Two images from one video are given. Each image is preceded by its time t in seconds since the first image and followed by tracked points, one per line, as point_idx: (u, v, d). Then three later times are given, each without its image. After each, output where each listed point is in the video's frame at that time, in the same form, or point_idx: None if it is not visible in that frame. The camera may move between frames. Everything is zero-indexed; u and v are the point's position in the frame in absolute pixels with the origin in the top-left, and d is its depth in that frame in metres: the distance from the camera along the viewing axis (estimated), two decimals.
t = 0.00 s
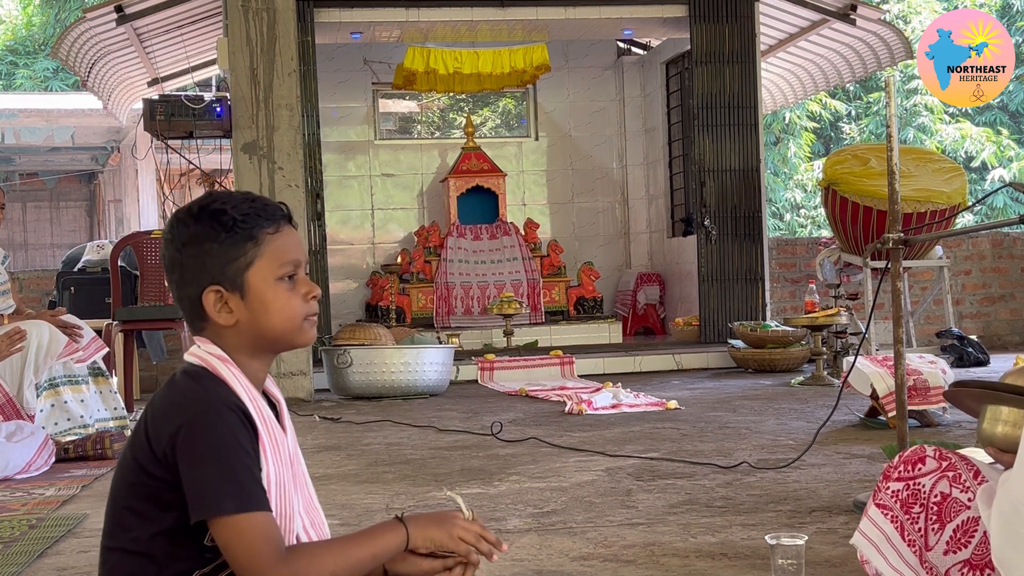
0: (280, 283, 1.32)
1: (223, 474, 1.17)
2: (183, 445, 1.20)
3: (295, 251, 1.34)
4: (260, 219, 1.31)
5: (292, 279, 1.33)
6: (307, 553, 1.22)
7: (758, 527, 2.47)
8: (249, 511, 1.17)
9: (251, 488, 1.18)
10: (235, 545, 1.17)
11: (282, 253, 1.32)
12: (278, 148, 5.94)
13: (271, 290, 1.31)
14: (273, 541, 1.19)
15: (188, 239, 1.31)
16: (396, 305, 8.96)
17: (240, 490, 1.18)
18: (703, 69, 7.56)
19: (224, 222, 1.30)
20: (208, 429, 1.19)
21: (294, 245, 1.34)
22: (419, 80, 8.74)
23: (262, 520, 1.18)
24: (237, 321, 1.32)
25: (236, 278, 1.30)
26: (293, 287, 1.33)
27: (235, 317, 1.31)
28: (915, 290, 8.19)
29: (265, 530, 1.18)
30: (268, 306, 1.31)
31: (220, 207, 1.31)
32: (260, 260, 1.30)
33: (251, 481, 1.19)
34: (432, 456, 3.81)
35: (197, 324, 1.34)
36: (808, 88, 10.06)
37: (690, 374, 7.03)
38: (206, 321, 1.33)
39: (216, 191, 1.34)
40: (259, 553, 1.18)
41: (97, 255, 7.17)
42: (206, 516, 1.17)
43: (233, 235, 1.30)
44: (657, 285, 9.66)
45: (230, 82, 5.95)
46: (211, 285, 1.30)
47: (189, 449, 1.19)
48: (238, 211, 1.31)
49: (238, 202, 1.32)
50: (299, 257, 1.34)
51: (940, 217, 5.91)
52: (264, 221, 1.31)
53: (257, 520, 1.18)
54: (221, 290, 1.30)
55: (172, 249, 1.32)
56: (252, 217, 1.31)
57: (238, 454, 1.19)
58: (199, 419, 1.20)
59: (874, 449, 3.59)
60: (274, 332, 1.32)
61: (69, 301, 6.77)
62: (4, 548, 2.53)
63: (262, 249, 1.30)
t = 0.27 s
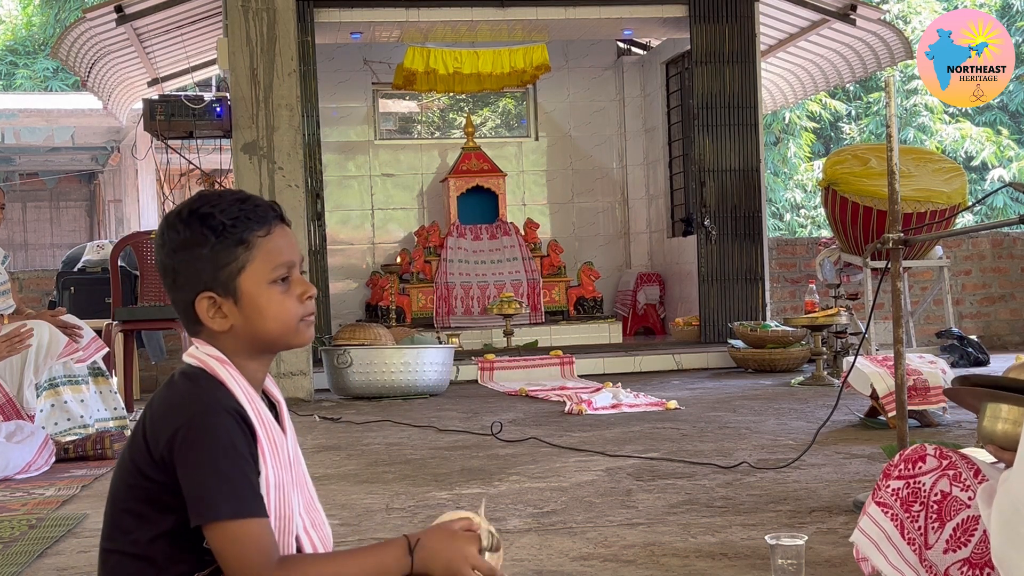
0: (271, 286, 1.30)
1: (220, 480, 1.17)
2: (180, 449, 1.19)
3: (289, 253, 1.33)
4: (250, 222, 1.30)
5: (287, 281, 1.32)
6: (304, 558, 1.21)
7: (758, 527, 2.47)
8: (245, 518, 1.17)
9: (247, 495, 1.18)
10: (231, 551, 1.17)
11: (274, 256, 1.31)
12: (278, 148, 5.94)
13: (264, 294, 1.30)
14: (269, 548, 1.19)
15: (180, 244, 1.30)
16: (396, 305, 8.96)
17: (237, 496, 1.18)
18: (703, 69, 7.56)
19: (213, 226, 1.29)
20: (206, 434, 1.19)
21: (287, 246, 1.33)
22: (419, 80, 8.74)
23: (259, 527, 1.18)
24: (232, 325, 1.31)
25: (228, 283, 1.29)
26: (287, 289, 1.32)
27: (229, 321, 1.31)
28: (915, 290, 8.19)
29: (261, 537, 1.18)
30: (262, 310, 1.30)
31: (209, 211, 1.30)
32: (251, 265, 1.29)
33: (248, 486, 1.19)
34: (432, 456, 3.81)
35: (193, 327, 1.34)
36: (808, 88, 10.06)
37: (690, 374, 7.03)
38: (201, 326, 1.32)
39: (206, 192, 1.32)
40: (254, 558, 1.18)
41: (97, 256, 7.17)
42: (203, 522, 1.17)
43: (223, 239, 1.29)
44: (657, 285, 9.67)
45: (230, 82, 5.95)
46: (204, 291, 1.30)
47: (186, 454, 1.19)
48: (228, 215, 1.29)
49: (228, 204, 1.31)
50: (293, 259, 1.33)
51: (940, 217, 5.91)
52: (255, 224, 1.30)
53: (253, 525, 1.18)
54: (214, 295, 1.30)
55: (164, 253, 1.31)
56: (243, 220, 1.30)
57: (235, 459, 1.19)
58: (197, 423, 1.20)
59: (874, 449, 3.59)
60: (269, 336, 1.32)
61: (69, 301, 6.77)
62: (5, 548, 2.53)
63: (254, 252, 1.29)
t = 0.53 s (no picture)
0: (265, 291, 1.30)
1: (210, 494, 1.17)
2: (172, 460, 1.19)
3: (282, 256, 1.32)
4: (241, 226, 1.29)
5: (281, 285, 1.32)
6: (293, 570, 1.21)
7: (758, 527, 2.47)
8: (235, 532, 1.18)
9: (238, 508, 1.19)
10: (221, 564, 1.18)
11: (267, 260, 1.30)
12: (278, 148, 5.94)
13: (258, 299, 1.29)
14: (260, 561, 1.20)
15: (170, 248, 1.29)
16: (396, 305, 8.96)
17: (227, 510, 1.18)
18: (703, 68, 7.56)
19: (203, 232, 1.28)
20: (198, 446, 1.19)
21: (281, 249, 1.32)
22: (419, 80, 8.74)
23: (250, 540, 1.19)
24: (225, 331, 1.31)
25: (220, 289, 1.29)
26: (282, 293, 1.31)
27: (223, 327, 1.31)
28: (915, 290, 8.19)
29: (252, 550, 1.19)
30: (256, 315, 1.30)
31: (199, 216, 1.29)
32: (244, 270, 1.28)
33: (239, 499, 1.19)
34: (432, 456, 3.81)
35: (189, 331, 1.34)
36: (808, 88, 10.06)
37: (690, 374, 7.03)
38: (196, 331, 1.32)
39: (197, 195, 1.31)
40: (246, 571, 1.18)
41: (97, 256, 7.17)
42: (193, 534, 1.17)
43: (214, 245, 1.28)
44: (656, 285, 9.67)
45: (230, 82, 5.95)
46: (196, 297, 1.30)
47: (177, 465, 1.19)
48: (217, 221, 1.28)
49: (218, 209, 1.30)
50: (287, 262, 1.32)
51: (940, 217, 5.91)
52: (246, 229, 1.29)
53: (245, 538, 1.18)
54: (207, 301, 1.29)
55: (156, 257, 1.31)
56: (233, 225, 1.29)
57: (227, 473, 1.19)
58: (190, 435, 1.19)
59: (874, 449, 3.59)
60: (264, 340, 1.31)
61: (69, 301, 6.77)
62: (4, 548, 2.53)
63: (246, 257, 1.28)
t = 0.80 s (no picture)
0: (252, 311, 1.29)
1: (198, 506, 1.18)
2: (160, 471, 1.20)
3: (273, 275, 1.30)
4: (231, 246, 1.27)
5: (270, 304, 1.31)
6: None
7: (758, 527, 2.47)
8: (222, 544, 1.19)
9: (227, 520, 1.20)
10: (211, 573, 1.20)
11: (257, 279, 1.29)
12: (278, 148, 5.94)
13: (245, 319, 1.29)
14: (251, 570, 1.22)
15: (159, 261, 1.28)
16: (396, 305, 8.96)
17: (216, 523, 1.19)
18: (703, 69, 7.56)
19: (193, 247, 1.26)
20: (185, 458, 1.19)
21: (273, 267, 1.30)
22: (419, 80, 8.73)
23: (237, 551, 1.20)
24: (212, 345, 1.31)
25: (207, 308, 1.28)
26: (271, 312, 1.31)
27: (209, 343, 1.31)
28: (915, 290, 8.19)
29: (240, 561, 1.21)
30: (243, 333, 1.30)
31: (189, 231, 1.26)
32: (232, 291, 1.28)
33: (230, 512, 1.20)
34: (432, 456, 3.81)
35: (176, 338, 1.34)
36: (808, 88, 10.06)
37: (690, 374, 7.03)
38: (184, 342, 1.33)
39: (189, 204, 1.28)
40: None
41: (97, 256, 7.17)
42: (182, 544, 1.19)
43: (202, 263, 1.27)
44: (656, 285, 9.66)
45: (230, 82, 5.95)
46: (184, 312, 1.30)
47: (167, 476, 1.19)
48: (207, 238, 1.27)
49: (209, 224, 1.27)
50: (279, 280, 1.31)
51: (940, 217, 5.91)
52: (237, 249, 1.27)
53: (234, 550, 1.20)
54: (194, 318, 1.30)
55: (145, 267, 1.30)
56: (222, 244, 1.27)
57: (216, 485, 1.20)
58: (178, 447, 1.20)
59: (874, 449, 3.59)
60: (250, 357, 1.32)
61: (69, 301, 6.77)
62: (4, 548, 2.53)
63: (234, 278, 1.27)
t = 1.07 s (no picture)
0: (250, 308, 1.29)
1: (201, 503, 1.17)
2: (162, 468, 1.19)
3: (272, 272, 1.30)
4: (231, 242, 1.27)
5: (268, 301, 1.30)
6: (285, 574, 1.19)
7: (758, 527, 2.47)
8: (226, 540, 1.18)
9: (227, 514, 1.18)
10: (215, 569, 1.18)
11: (256, 276, 1.28)
12: (278, 148, 5.94)
13: (243, 314, 1.28)
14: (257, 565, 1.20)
15: (159, 256, 1.28)
16: (396, 305, 8.97)
17: (219, 519, 1.18)
18: (703, 69, 7.56)
19: (193, 243, 1.26)
20: (186, 456, 1.19)
21: (272, 264, 1.30)
22: (419, 80, 8.73)
23: (242, 547, 1.18)
24: (209, 341, 1.30)
25: (205, 302, 1.27)
26: (268, 309, 1.30)
27: (207, 338, 1.30)
28: (915, 290, 8.19)
29: (245, 556, 1.19)
30: (240, 330, 1.29)
31: (189, 227, 1.26)
32: (231, 287, 1.27)
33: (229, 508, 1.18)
34: (432, 456, 3.81)
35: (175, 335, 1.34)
36: (808, 88, 10.06)
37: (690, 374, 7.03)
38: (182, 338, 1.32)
39: (192, 201, 1.29)
40: None
41: (97, 256, 7.17)
42: (185, 542, 1.18)
43: (201, 259, 1.26)
44: (656, 285, 9.67)
45: (230, 82, 5.95)
46: (182, 308, 1.29)
47: (166, 472, 1.19)
48: (207, 233, 1.26)
49: (209, 220, 1.27)
50: (278, 277, 1.30)
51: (940, 217, 5.91)
52: (236, 244, 1.27)
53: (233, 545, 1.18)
54: (192, 313, 1.29)
55: (145, 263, 1.30)
56: (222, 239, 1.27)
57: (218, 481, 1.19)
58: (179, 445, 1.19)
59: (874, 449, 3.59)
60: (247, 353, 1.31)
61: (69, 301, 6.77)
62: (4, 548, 2.53)
63: (232, 274, 1.27)
